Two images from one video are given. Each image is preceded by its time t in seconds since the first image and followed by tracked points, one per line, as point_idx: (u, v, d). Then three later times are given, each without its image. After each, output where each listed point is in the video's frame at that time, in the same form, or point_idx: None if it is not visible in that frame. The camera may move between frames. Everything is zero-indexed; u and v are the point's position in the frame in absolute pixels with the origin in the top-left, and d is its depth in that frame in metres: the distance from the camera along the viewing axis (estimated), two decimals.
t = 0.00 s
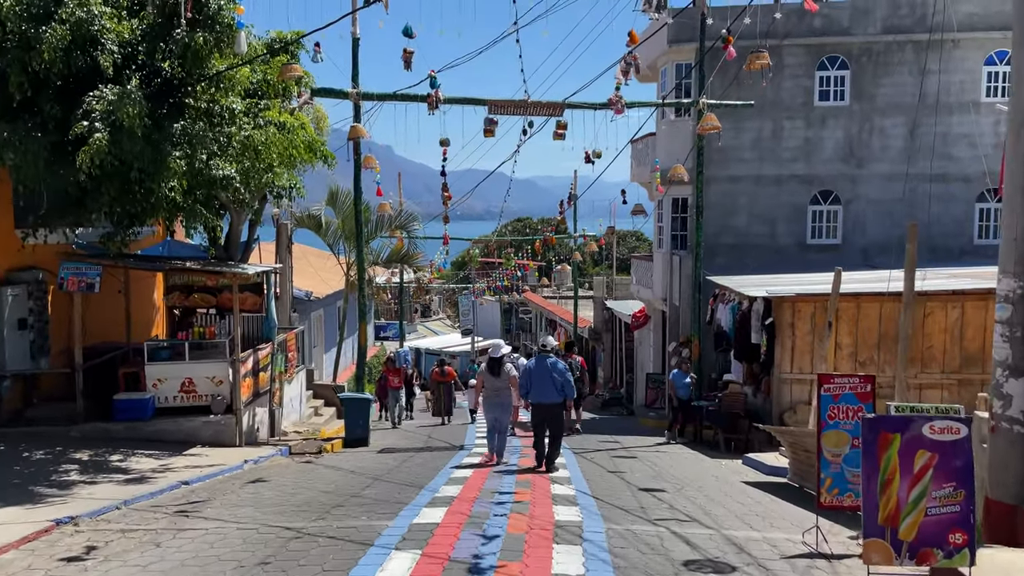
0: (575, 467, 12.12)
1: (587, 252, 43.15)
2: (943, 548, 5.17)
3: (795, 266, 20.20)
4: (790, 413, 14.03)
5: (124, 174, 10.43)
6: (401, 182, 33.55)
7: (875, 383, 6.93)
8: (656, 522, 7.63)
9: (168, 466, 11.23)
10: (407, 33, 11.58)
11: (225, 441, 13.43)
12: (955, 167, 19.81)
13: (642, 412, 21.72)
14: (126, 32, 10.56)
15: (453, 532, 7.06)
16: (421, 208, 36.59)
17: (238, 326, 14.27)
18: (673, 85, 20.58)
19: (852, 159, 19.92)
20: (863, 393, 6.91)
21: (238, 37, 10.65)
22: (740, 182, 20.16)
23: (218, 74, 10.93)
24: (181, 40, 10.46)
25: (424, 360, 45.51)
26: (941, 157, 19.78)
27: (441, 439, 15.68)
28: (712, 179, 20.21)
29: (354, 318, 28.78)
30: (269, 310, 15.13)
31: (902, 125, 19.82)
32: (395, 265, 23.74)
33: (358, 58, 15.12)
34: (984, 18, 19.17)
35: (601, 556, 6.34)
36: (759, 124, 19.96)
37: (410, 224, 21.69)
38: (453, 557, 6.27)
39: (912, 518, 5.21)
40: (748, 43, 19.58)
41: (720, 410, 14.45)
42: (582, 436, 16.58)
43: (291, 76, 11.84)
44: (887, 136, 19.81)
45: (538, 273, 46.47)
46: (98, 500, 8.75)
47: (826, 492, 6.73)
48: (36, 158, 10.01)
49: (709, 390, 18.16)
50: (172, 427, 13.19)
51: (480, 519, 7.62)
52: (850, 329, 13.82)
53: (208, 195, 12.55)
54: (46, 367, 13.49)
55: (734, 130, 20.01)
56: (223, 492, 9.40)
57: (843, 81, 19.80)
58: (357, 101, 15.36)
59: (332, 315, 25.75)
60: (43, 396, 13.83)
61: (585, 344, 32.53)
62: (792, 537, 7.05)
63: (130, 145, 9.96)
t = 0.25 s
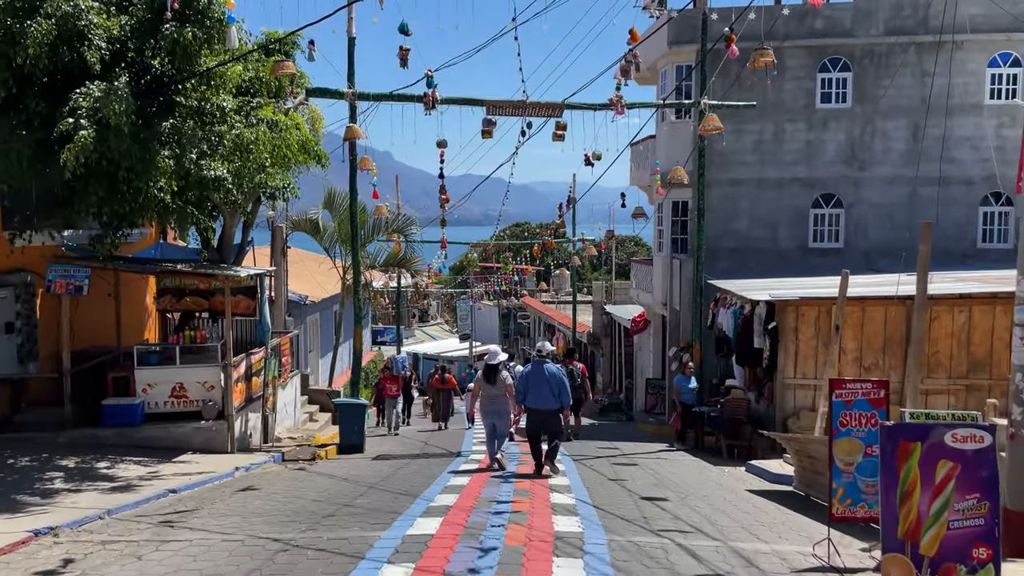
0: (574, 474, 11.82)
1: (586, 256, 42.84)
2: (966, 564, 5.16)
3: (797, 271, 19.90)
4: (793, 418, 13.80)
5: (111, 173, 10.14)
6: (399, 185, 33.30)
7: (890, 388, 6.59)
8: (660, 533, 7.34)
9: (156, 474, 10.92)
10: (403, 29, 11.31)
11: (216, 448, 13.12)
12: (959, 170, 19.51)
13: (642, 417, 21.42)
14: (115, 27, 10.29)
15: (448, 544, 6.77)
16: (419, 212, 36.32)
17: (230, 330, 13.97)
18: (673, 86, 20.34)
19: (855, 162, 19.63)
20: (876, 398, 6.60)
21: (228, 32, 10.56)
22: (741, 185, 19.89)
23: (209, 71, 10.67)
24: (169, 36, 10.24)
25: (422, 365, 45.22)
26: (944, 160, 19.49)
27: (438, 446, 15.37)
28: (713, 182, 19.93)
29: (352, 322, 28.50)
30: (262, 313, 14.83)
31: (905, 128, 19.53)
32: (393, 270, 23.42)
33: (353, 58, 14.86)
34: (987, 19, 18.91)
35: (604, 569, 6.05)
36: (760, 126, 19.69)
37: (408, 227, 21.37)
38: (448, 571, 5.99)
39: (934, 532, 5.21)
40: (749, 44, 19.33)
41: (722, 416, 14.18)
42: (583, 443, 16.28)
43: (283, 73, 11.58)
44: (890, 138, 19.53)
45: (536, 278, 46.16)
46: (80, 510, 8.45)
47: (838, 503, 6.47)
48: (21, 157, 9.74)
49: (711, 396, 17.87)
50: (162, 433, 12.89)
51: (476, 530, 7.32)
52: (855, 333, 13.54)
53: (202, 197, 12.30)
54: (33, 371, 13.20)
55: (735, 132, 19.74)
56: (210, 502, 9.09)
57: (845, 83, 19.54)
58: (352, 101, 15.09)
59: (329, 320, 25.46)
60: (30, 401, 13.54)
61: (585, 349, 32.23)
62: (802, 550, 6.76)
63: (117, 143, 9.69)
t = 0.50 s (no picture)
0: (573, 484, 11.53)
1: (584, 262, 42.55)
2: None
3: (798, 277, 19.62)
4: (796, 429, 13.47)
5: (96, 175, 9.84)
6: (396, 189, 33.04)
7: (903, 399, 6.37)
8: (662, 551, 7.04)
9: (142, 486, 10.61)
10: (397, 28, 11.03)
11: (206, 458, 12.81)
12: (963, 175, 19.25)
13: (640, 425, 21.13)
14: (101, 26, 10.05)
15: (441, 564, 6.47)
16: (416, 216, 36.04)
17: (221, 337, 13.65)
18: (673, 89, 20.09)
19: (857, 167, 19.36)
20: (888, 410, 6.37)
21: (217, 30, 10.20)
22: (742, 190, 19.61)
23: (197, 71, 10.39)
24: (156, 34, 9.96)
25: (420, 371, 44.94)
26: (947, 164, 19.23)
27: (433, 455, 15.06)
28: (714, 186, 19.66)
29: (348, 328, 28.24)
30: (254, 319, 14.51)
31: (908, 132, 19.28)
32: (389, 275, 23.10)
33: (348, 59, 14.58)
34: (991, 22, 18.67)
35: None
36: (762, 130, 19.41)
37: (404, 232, 21.09)
38: None
39: (956, 554, 5.40)
40: (750, 47, 19.08)
41: (724, 425, 13.87)
42: (580, 451, 15.98)
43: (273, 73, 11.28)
44: (892, 142, 19.28)
45: (534, 283, 45.88)
46: (60, 524, 8.14)
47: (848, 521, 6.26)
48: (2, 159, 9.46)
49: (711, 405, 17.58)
50: (150, 442, 12.59)
51: (471, 548, 7.02)
52: (859, 341, 13.25)
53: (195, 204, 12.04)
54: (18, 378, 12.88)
55: (736, 136, 19.47)
56: (196, 516, 8.78)
57: (847, 87, 19.29)
58: (347, 103, 14.81)
59: (323, 325, 25.18)
60: (16, 409, 13.23)
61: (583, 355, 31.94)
62: (812, 571, 6.46)
63: (101, 144, 9.41)
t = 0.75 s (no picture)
0: (568, 488, 11.28)
1: (581, 263, 42.29)
2: None
3: (797, 278, 19.38)
4: (797, 432, 13.21)
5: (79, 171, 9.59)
6: (391, 189, 32.76)
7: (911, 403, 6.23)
8: (661, 560, 6.79)
9: (127, 491, 10.34)
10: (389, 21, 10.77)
11: (194, 461, 12.54)
12: (963, 175, 19.02)
13: (638, 428, 20.88)
14: (86, 18, 9.83)
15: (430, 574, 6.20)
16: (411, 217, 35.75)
17: (210, 338, 13.35)
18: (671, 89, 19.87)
19: (857, 167, 19.12)
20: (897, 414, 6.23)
21: (203, 22, 9.89)
22: (740, 190, 19.36)
23: (184, 64, 10.12)
24: (141, 26, 9.69)
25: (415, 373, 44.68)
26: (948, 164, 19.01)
27: (427, 458, 14.79)
28: (712, 187, 19.41)
29: (342, 329, 27.97)
30: (245, 320, 14.23)
31: (908, 132, 19.05)
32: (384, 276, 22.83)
33: (340, 55, 14.32)
34: (992, 20, 18.44)
35: None
36: (761, 129, 19.16)
37: (399, 232, 20.82)
38: None
39: (977, 564, 5.53)
40: (748, 46, 18.85)
41: (723, 428, 13.60)
42: (576, 454, 15.72)
43: (262, 66, 11.00)
44: (892, 142, 19.04)
45: (531, 285, 45.61)
46: (37, 531, 7.86)
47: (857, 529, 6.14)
48: None
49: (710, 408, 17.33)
50: (137, 445, 12.31)
51: (462, 557, 6.76)
52: (860, 343, 13.01)
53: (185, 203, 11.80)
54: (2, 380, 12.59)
55: (735, 136, 19.22)
56: (179, 523, 8.50)
57: (847, 86, 19.05)
58: (339, 101, 14.54)
59: (317, 327, 24.91)
60: None
61: (580, 357, 31.68)
62: None
63: (84, 139, 9.18)
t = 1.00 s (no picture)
0: (567, 495, 10.95)
1: (581, 265, 41.96)
2: None
3: (801, 280, 19.05)
4: (801, 437, 12.89)
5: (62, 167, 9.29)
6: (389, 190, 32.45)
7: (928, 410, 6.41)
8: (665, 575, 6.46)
9: (111, 498, 10.01)
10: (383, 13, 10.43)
11: (183, 467, 12.20)
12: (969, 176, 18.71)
13: (638, 432, 20.54)
14: (69, 10, 9.53)
15: None
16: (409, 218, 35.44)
17: (199, 340, 12.98)
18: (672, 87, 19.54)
19: (861, 167, 18.79)
20: (914, 422, 6.42)
21: (189, 10, 9.48)
22: (743, 190, 19.04)
23: (170, 56, 9.77)
24: (123, 15, 9.32)
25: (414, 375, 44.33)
26: (954, 164, 18.70)
27: (423, 464, 14.46)
28: (714, 187, 19.08)
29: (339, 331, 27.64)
30: (236, 322, 13.89)
31: (914, 131, 18.72)
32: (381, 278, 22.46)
33: (335, 51, 13.98)
34: (999, 18, 18.14)
35: None
36: (764, 128, 18.83)
37: (396, 232, 20.48)
38: None
39: None
40: (751, 43, 18.53)
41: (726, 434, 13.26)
42: (575, 459, 15.37)
43: (251, 59, 10.63)
44: (898, 142, 18.72)
45: (530, 287, 45.30)
46: (11, 542, 7.52)
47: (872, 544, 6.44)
48: None
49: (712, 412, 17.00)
50: (124, 451, 11.98)
51: (455, 571, 6.41)
52: (867, 346, 12.70)
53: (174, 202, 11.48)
54: None
55: (737, 135, 18.89)
56: (162, 533, 8.15)
57: (851, 84, 18.73)
58: (333, 97, 14.21)
59: (313, 329, 24.59)
60: None
61: (580, 360, 31.39)
62: None
63: (65, 134, 8.87)
